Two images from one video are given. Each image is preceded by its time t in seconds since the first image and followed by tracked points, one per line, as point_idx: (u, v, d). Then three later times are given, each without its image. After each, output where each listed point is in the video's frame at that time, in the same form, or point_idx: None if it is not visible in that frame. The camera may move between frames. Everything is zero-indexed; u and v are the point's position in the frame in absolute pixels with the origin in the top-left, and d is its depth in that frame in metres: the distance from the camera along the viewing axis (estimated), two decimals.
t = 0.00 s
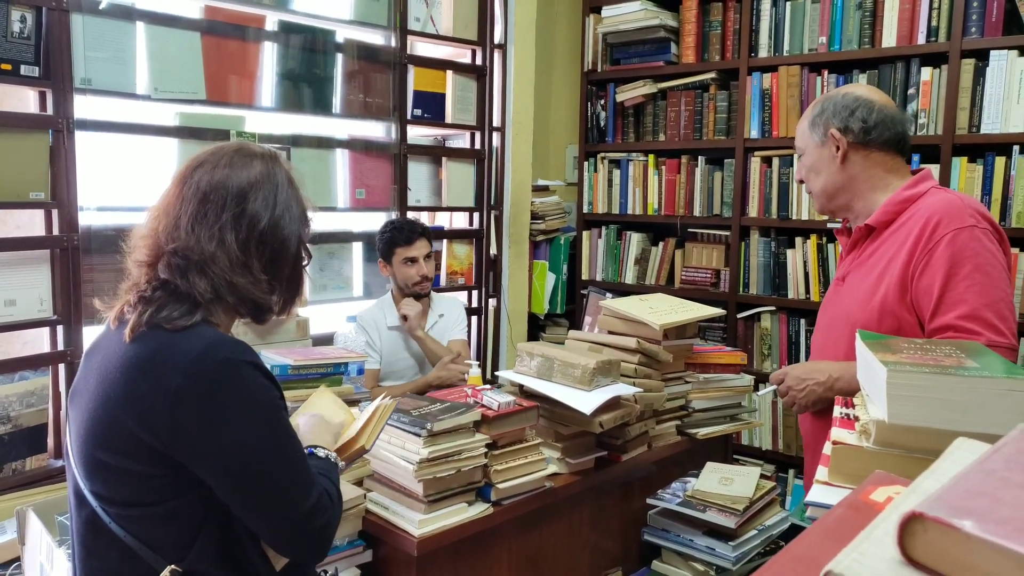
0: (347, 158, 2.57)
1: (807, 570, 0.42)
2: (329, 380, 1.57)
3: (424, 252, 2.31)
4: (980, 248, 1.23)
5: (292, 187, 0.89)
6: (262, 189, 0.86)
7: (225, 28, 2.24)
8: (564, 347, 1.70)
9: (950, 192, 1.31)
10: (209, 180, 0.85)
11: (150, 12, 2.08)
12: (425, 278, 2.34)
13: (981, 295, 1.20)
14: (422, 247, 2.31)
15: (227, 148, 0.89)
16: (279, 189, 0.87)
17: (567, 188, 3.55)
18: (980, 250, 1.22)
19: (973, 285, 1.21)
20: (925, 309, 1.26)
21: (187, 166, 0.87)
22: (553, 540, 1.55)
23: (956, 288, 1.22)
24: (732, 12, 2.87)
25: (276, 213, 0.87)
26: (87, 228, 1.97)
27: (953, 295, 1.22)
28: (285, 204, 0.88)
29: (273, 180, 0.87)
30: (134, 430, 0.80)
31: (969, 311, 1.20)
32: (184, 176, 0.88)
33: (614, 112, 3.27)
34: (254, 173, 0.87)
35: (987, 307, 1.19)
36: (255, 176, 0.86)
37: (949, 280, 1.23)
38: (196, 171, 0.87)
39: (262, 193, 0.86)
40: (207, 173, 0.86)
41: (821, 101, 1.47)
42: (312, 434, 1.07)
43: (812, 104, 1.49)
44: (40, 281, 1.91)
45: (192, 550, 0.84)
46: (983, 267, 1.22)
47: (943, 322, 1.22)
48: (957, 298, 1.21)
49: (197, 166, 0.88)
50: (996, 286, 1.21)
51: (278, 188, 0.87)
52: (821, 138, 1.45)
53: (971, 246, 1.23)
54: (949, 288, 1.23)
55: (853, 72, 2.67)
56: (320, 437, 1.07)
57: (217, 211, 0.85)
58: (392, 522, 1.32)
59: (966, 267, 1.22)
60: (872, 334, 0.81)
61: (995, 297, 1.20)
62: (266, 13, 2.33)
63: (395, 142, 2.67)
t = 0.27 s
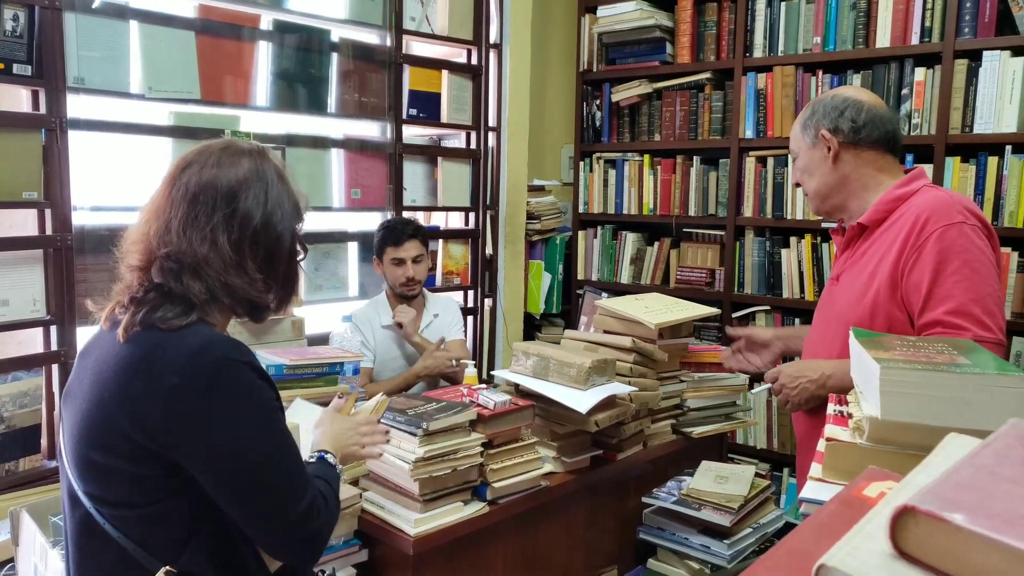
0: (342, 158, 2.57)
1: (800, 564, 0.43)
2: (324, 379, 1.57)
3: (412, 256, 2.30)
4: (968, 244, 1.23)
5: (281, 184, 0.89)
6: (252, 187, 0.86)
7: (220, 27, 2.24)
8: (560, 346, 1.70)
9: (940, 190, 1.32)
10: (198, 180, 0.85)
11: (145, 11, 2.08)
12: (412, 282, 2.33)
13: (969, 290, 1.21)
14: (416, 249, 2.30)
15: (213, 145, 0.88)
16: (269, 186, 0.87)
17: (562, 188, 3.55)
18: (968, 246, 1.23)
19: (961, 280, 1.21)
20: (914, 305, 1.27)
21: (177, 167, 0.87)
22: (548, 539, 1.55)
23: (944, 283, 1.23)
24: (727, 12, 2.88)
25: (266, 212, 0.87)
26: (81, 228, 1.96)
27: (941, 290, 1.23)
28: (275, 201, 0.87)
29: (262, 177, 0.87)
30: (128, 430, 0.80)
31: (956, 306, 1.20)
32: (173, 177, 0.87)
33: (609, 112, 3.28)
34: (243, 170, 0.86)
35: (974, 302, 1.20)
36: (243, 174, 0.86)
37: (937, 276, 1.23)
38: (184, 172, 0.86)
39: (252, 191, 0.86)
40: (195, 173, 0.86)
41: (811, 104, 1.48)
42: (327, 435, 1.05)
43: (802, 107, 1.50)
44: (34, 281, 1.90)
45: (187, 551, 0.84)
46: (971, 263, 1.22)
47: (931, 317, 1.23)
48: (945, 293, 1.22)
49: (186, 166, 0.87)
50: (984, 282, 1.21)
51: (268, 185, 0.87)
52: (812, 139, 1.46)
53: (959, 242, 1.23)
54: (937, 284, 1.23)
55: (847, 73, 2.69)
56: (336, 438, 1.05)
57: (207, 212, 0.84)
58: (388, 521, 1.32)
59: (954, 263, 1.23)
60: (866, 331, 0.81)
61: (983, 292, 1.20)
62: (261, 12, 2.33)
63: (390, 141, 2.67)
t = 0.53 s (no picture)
0: (335, 156, 2.56)
1: (796, 561, 0.43)
2: (317, 378, 1.57)
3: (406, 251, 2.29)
4: (960, 239, 1.24)
5: (279, 180, 0.88)
6: (249, 184, 0.85)
7: (211, 25, 2.22)
8: (553, 344, 1.70)
9: (933, 187, 1.33)
10: (194, 179, 0.84)
11: (135, 8, 2.07)
12: (401, 282, 2.32)
13: (960, 285, 1.21)
14: (407, 248, 2.29)
15: (209, 143, 0.87)
16: (266, 182, 0.86)
17: (555, 186, 3.55)
18: (960, 241, 1.24)
19: (952, 276, 1.22)
20: (906, 300, 1.28)
21: (172, 166, 0.86)
22: (542, 538, 1.55)
23: (935, 278, 1.23)
24: (720, 11, 2.88)
25: (264, 208, 0.86)
26: (70, 226, 1.95)
27: (932, 285, 1.23)
28: (273, 198, 0.86)
29: (259, 173, 0.86)
30: (129, 426, 0.80)
31: (947, 301, 1.21)
32: (169, 175, 0.86)
33: (602, 110, 3.28)
34: (239, 167, 0.85)
35: (965, 297, 1.20)
36: (241, 171, 0.85)
37: (928, 271, 1.24)
38: (181, 170, 0.85)
39: (249, 188, 0.85)
40: (191, 172, 0.84)
41: (818, 95, 1.48)
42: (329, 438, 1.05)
43: (808, 98, 1.49)
44: (23, 280, 1.89)
45: (185, 550, 0.84)
46: (962, 258, 1.23)
47: (922, 312, 1.23)
48: (936, 288, 1.23)
49: (182, 164, 0.86)
50: (975, 277, 1.22)
51: (265, 181, 0.86)
52: (822, 130, 1.44)
53: (951, 238, 1.24)
54: (928, 279, 1.24)
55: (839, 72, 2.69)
56: (337, 442, 1.05)
57: (204, 210, 0.83)
58: (382, 520, 1.31)
59: (946, 258, 1.23)
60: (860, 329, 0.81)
61: (974, 287, 1.21)
62: (253, 10, 2.32)
63: (383, 139, 2.66)
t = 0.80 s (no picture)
0: (327, 155, 2.55)
1: (798, 558, 0.42)
2: (311, 377, 1.56)
3: (401, 253, 2.28)
4: (964, 237, 1.24)
5: (291, 173, 0.87)
6: (263, 178, 0.84)
7: (204, 23, 2.21)
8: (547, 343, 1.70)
9: (932, 185, 1.34)
10: (207, 175, 0.83)
11: (127, 6, 2.05)
12: (398, 280, 2.31)
13: (964, 283, 1.22)
14: (402, 247, 2.29)
15: (219, 136, 0.86)
16: (280, 176, 0.85)
17: (548, 185, 3.55)
18: (964, 239, 1.24)
19: (957, 274, 1.22)
20: (909, 298, 1.28)
21: (184, 162, 0.85)
22: (536, 536, 1.55)
23: (940, 276, 1.23)
24: (712, 9, 2.89)
25: (278, 202, 0.85)
26: (62, 225, 1.94)
27: (937, 283, 1.23)
28: (287, 191, 0.85)
29: (272, 167, 0.85)
30: (146, 419, 0.79)
31: (952, 299, 1.21)
32: (180, 170, 0.85)
33: (595, 109, 3.27)
34: (252, 161, 0.84)
35: (970, 295, 1.21)
36: (253, 164, 0.84)
37: (933, 269, 1.24)
38: (193, 165, 0.84)
39: (263, 182, 0.84)
40: (204, 167, 0.83)
41: (837, 85, 1.47)
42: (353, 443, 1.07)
43: (827, 87, 1.48)
44: (15, 279, 1.88)
45: (195, 547, 0.83)
46: (965, 256, 1.23)
47: (927, 310, 1.23)
48: (941, 286, 1.23)
49: (194, 159, 0.85)
50: (979, 275, 1.22)
51: (279, 175, 0.85)
52: (847, 120, 1.44)
53: (955, 235, 1.24)
54: (933, 277, 1.24)
55: (831, 70, 2.70)
56: (361, 448, 1.07)
57: (219, 205, 0.82)
58: (375, 519, 1.31)
59: (950, 256, 1.24)
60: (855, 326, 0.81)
61: (978, 286, 1.21)
62: (244, 7, 2.30)
63: (376, 138, 2.65)
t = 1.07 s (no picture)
0: (320, 155, 2.54)
1: (791, 565, 0.42)
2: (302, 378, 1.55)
3: (395, 252, 2.27)
4: (964, 239, 1.24)
5: (303, 167, 0.85)
6: (278, 172, 0.82)
7: (196, 23, 2.19)
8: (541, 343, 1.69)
9: (930, 186, 1.34)
10: (220, 167, 0.81)
11: (117, 5, 2.03)
12: (391, 280, 2.29)
13: (965, 285, 1.21)
14: (396, 247, 2.27)
15: (227, 129, 0.83)
16: (295, 171, 0.83)
17: (542, 185, 3.55)
18: (964, 240, 1.24)
19: (957, 276, 1.22)
20: (909, 300, 1.27)
21: (195, 154, 0.82)
22: (530, 539, 1.54)
23: (940, 278, 1.23)
24: (706, 9, 2.88)
25: (293, 198, 0.83)
26: (53, 226, 1.92)
27: (937, 286, 1.23)
28: (301, 187, 0.84)
29: (287, 161, 0.83)
30: (169, 427, 0.77)
31: (953, 301, 1.20)
32: (190, 163, 0.83)
33: (589, 109, 3.27)
34: (266, 155, 0.82)
35: (970, 297, 1.20)
36: (266, 159, 0.82)
37: (933, 271, 1.24)
38: (202, 160, 0.82)
39: (278, 177, 0.82)
40: (216, 160, 0.81)
41: (840, 83, 1.47)
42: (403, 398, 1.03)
43: (831, 85, 1.47)
44: (5, 280, 1.86)
45: (226, 554, 0.82)
46: (965, 258, 1.23)
47: (927, 313, 1.23)
48: (941, 288, 1.22)
49: (205, 151, 0.83)
50: (979, 277, 1.22)
51: (294, 170, 0.83)
52: (850, 119, 1.44)
53: (955, 237, 1.24)
54: (933, 279, 1.24)
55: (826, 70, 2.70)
56: (412, 407, 1.02)
57: (231, 201, 0.80)
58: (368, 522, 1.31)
59: (950, 258, 1.23)
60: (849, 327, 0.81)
61: (978, 288, 1.21)
62: (236, 7, 2.29)
63: (369, 138, 2.64)
